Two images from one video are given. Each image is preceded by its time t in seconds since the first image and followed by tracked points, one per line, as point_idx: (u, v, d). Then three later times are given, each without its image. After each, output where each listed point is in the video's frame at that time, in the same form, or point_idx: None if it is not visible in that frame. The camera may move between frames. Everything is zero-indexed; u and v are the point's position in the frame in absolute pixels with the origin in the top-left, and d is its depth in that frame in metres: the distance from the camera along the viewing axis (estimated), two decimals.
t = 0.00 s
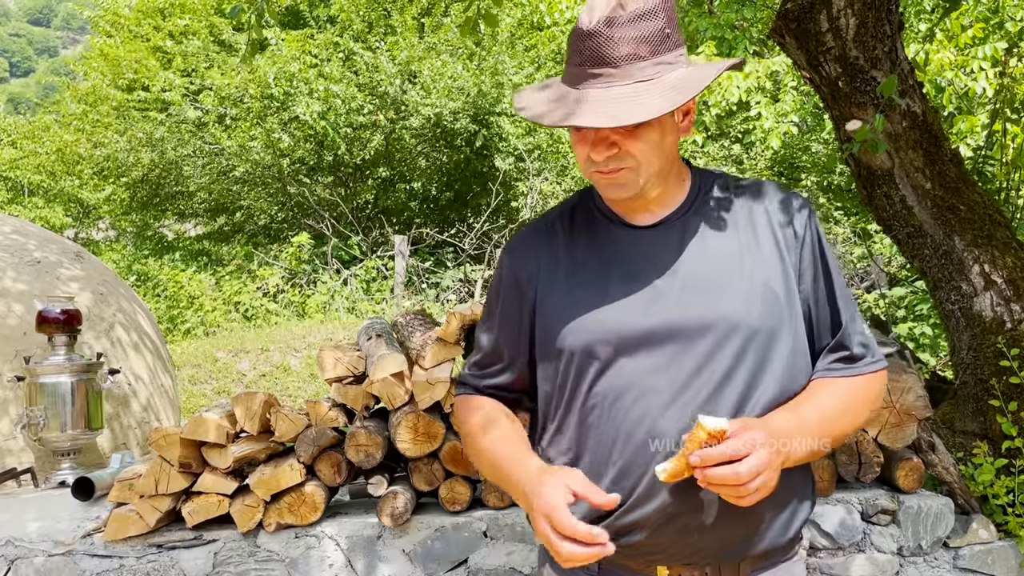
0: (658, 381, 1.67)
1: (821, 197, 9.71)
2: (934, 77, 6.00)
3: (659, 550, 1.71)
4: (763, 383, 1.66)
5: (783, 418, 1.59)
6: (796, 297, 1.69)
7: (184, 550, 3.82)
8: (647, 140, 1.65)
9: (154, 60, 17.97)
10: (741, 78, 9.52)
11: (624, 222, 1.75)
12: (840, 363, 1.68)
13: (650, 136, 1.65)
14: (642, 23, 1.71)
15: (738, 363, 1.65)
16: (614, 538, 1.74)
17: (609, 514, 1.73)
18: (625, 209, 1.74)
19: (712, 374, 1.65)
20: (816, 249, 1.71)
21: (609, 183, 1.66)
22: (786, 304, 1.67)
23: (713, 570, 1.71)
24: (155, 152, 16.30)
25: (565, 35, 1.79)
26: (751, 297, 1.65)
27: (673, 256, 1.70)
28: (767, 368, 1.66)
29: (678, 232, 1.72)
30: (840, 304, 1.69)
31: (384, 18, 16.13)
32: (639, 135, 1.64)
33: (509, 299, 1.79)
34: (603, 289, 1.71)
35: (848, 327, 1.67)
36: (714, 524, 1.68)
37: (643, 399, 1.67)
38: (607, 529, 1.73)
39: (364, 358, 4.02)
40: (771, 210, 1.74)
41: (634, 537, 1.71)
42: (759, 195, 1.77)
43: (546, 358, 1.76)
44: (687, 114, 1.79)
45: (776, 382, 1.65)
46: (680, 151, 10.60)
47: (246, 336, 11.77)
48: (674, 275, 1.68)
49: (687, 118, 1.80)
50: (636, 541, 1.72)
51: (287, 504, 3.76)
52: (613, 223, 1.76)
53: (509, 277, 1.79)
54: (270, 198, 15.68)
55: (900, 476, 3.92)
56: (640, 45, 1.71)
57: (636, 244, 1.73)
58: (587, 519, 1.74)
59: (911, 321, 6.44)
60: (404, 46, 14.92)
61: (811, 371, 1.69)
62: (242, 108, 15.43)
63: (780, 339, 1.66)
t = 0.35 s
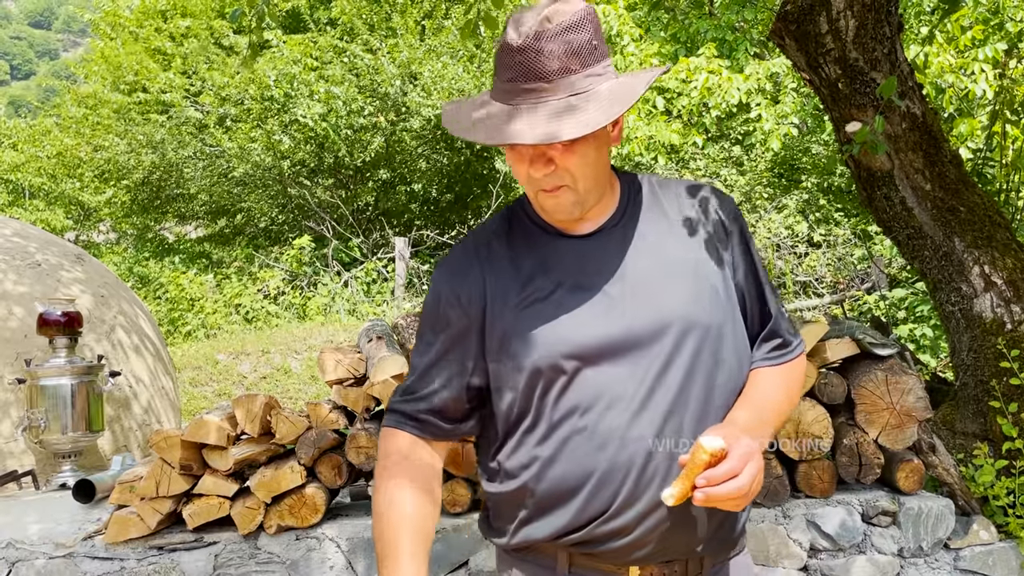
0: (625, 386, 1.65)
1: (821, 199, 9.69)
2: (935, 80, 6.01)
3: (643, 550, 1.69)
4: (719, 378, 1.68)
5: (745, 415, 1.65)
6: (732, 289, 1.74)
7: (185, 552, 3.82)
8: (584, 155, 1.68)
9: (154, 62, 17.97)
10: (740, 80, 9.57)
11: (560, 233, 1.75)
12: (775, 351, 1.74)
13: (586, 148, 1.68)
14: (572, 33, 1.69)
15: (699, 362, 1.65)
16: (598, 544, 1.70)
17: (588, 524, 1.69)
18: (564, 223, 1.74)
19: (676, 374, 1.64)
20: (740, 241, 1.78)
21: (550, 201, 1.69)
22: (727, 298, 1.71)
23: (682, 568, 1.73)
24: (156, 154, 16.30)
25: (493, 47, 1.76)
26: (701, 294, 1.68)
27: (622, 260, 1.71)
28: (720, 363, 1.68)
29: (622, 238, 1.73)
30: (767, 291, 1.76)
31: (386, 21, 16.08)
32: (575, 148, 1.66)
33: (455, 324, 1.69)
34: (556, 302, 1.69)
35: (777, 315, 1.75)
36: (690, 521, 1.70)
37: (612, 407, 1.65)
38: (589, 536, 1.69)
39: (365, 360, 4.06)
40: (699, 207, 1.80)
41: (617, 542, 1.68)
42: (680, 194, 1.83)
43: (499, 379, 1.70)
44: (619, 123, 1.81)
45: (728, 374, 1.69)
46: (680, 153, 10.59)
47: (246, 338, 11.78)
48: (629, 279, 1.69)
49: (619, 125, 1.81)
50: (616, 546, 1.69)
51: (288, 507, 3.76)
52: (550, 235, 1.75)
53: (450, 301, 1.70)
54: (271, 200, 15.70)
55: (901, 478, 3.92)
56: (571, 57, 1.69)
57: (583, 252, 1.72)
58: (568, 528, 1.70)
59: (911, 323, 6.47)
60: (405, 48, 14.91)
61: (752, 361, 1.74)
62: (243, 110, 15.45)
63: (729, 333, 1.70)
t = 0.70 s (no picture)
0: (605, 392, 1.67)
1: (822, 200, 9.67)
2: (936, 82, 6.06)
3: (629, 551, 1.72)
4: (686, 375, 1.74)
5: (714, 414, 1.75)
6: (689, 288, 1.81)
7: (186, 555, 3.83)
8: (550, 169, 1.68)
9: (155, 64, 17.96)
10: (740, 82, 9.61)
11: (522, 243, 1.76)
12: (725, 344, 1.85)
13: (552, 163, 1.68)
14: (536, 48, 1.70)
15: (669, 362, 1.71)
16: (586, 550, 1.71)
17: (577, 530, 1.70)
18: (523, 233, 1.75)
19: (651, 376, 1.69)
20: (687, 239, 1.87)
21: (516, 215, 1.68)
22: (685, 297, 1.78)
23: (662, 566, 1.78)
24: (157, 156, 16.30)
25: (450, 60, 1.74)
26: (667, 295, 1.74)
27: (590, 266, 1.74)
28: (687, 360, 1.74)
29: (586, 243, 1.76)
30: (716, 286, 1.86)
31: (387, 23, 15.93)
32: (542, 163, 1.66)
33: (431, 343, 1.68)
34: (532, 313, 1.70)
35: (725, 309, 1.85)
36: (672, 518, 1.75)
37: (593, 415, 1.67)
38: (577, 541, 1.70)
39: (365, 363, 4.07)
40: (651, 206, 1.86)
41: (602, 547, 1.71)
42: (629, 195, 1.88)
43: (477, 392, 1.70)
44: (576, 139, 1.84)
45: (694, 372, 1.75)
46: (681, 155, 10.57)
47: (247, 341, 11.79)
48: (600, 284, 1.72)
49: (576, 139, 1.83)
50: (604, 550, 1.71)
51: (289, 509, 3.75)
52: (513, 246, 1.76)
53: (423, 320, 1.68)
54: (272, 203, 15.70)
55: (902, 480, 3.91)
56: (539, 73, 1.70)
57: (552, 262, 1.74)
58: (557, 533, 1.70)
59: (912, 325, 6.50)
60: (405, 50, 14.89)
61: (709, 356, 1.83)
62: (244, 112, 15.47)
63: (691, 331, 1.77)
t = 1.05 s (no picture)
0: (592, 398, 1.69)
1: (823, 202, 9.66)
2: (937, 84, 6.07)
3: (618, 554, 1.75)
4: (671, 377, 1.77)
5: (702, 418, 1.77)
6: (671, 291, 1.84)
7: (187, 558, 3.83)
8: (535, 175, 1.69)
9: (156, 67, 17.96)
10: (741, 85, 9.62)
11: (507, 251, 1.77)
12: (709, 346, 1.87)
13: (536, 170, 1.69)
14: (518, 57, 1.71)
15: (653, 365, 1.74)
16: (576, 553, 1.74)
17: (567, 534, 1.72)
18: (507, 242, 1.76)
19: (636, 380, 1.72)
20: (668, 240, 1.90)
21: (501, 222, 1.69)
22: (668, 300, 1.81)
23: (651, 567, 1.81)
24: (159, 159, 16.30)
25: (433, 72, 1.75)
26: (650, 300, 1.77)
27: (575, 273, 1.77)
28: (671, 363, 1.77)
29: (570, 250, 1.79)
30: (696, 289, 1.89)
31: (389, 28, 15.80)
32: (526, 169, 1.67)
33: (419, 354, 1.69)
34: (519, 322, 1.72)
35: (707, 310, 1.88)
36: (659, 524, 1.77)
37: (581, 421, 1.69)
38: (567, 546, 1.72)
39: (365, 365, 4.06)
40: (632, 211, 1.89)
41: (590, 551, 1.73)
42: (610, 200, 1.90)
43: (466, 401, 1.72)
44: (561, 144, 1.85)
45: (679, 375, 1.78)
46: (682, 157, 10.55)
47: (248, 344, 11.79)
48: (585, 290, 1.75)
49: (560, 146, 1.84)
50: (594, 554, 1.73)
51: (290, 513, 3.76)
52: (499, 255, 1.77)
53: (410, 331, 1.69)
54: (272, 206, 15.69)
55: (904, 482, 3.91)
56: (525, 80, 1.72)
57: (539, 270, 1.76)
58: (547, 538, 1.73)
59: (913, 326, 6.51)
60: (407, 54, 14.81)
61: (695, 359, 1.86)
62: (245, 115, 15.49)
63: (674, 334, 1.79)
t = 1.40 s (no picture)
0: (577, 405, 1.70)
1: (823, 205, 9.67)
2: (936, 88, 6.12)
3: (602, 561, 1.74)
4: (664, 389, 1.75)
5: (713, 448, 1.80)
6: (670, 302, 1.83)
7: (189, 563, 3.84)
8: (531, 176, 1.71)
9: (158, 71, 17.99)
10: (741, 88, 9.64)
11: (504, 257, 1.81)
12: (704, 364, 1.86)
13: (531, 174, 1.72)
14: (517, 67, 1.75)
15: (643, 373, 1.73)
16: (560, 560, 1.74)
17: (550, 540, 1.73)
18: (504, 246, 1.80)
19: (623, 388, 1.71)
20: (671, 253, 1.89)
21: (495, 222, 1.71)
22: (665, 312, 1.80)
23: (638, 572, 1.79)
24: (160, 163, 16.33)
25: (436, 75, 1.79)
26: (644, 310, 1.76)
27: (569, 280, 1.78)
28: (665, 374, 1.76)
29: (566, 258, 1.81)
30: (695, 302, 1.88)
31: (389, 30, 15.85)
32: (522, 172, 1.70)
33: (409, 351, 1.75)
34: (507, 326, 1.76)
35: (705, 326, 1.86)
36: (649, 537, 1.74)
37: (565, 426, 1.70)
38: (550, 552, 1.73)
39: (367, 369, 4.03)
40: (635, 220, 1.89)
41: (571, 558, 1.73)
42: (616, 211, 1.91)
43: (456, 402, 1.76)
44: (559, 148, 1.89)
45: (673, 385, 1.77)
46: (682, 160, 10.53)
47: (249, 348, 11.80)
48: (575, 299, 1.76)
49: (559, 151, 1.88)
50: (577, 560, 1.73)
51: (292, 517, 3.76)
52: (494, 259, 1.81)
53: (400, 330, 1.75)
54: (273, 210, 15.68)
55: (905, 486, 3.91)
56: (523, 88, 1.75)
57: (532, 277, 1.79)
58: (532, 544, 1.73)
59: (915, 330, 6.52)
60: (408, 57, 14.67)
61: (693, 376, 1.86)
62: (247, 120, 15.52)
63: (670, 344, 1.78)
